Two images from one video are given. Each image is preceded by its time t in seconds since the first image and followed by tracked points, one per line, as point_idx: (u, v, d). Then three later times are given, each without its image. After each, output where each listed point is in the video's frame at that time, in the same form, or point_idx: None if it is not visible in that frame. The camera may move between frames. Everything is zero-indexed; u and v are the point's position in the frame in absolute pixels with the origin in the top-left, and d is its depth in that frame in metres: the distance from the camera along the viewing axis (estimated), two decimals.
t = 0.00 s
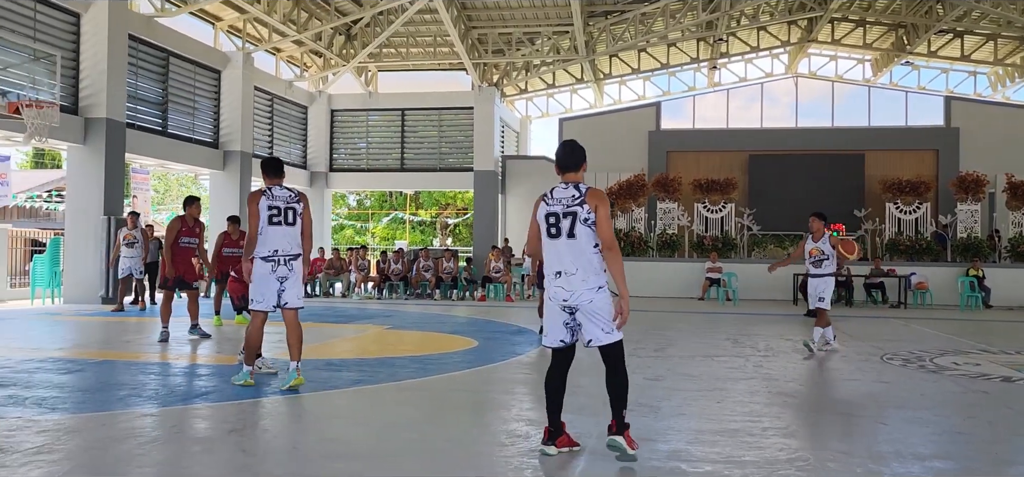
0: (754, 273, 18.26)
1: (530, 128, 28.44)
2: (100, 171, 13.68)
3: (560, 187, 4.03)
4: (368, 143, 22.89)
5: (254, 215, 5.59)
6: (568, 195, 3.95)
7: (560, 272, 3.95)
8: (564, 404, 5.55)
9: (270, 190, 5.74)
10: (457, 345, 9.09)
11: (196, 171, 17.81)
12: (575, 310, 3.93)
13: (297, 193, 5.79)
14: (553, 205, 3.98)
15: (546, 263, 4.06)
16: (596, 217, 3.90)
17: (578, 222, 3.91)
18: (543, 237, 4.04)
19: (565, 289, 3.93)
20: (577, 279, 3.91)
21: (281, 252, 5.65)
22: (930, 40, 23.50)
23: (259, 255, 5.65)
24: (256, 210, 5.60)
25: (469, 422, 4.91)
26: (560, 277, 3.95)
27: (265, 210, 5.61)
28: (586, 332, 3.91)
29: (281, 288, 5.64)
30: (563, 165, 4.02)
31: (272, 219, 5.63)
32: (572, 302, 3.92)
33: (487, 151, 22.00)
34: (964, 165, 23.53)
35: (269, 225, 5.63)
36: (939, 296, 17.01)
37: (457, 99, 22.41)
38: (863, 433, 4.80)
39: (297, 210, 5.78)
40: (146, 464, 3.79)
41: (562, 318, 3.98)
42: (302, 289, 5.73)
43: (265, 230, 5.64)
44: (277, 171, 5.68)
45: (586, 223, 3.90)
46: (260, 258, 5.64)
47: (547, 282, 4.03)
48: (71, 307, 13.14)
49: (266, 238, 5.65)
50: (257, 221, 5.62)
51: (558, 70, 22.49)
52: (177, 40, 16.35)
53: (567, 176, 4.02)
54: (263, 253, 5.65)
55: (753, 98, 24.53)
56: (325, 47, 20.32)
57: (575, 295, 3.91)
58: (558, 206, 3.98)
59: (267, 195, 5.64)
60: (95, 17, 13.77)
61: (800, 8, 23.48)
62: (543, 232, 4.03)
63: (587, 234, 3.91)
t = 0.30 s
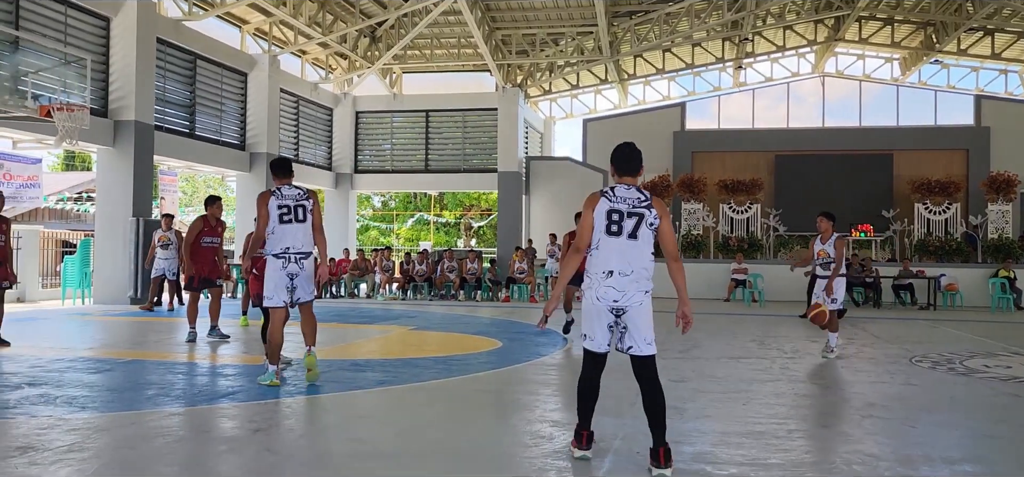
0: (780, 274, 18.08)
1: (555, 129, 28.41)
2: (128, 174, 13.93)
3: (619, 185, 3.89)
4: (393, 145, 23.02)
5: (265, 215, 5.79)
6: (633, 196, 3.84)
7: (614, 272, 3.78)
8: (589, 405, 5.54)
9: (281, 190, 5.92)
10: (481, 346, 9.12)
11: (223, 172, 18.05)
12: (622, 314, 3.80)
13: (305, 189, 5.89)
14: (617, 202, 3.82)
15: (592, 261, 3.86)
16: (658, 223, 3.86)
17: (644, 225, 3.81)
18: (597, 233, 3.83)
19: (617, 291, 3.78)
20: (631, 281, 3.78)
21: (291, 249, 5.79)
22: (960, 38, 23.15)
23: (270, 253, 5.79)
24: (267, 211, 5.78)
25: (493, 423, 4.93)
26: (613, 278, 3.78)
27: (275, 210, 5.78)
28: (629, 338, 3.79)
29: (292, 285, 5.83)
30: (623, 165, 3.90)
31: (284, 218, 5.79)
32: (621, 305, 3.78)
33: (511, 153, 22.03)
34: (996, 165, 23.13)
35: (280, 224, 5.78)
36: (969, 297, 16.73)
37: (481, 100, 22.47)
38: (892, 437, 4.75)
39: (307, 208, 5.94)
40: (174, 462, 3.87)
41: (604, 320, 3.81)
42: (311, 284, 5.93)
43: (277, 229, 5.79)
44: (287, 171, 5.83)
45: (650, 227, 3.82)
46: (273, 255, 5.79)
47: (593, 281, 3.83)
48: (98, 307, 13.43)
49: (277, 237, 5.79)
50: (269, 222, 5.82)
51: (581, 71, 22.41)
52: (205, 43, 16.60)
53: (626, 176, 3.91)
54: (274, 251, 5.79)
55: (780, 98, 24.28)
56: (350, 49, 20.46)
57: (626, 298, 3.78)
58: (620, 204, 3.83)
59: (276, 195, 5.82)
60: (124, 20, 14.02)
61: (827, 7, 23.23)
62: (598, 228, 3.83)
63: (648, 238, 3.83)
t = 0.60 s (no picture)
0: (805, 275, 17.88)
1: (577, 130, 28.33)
2: (155, 176, 14.12)
3: (632, 185, 3.82)
4: (416, 146, 23.11)
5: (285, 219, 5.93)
6: (649, 196, 3.80)
7: (643, 273, 3.70)
8: (612, 406, 5.52)
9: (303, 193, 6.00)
10: (504, 346, 9.13)
11: (248, 174, 18.24)
12: (647, 317, 3.74)
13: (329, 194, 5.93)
14: (639, 202, 3.74)
15: (618, 263, 3.72)
16: (670, 223, 3.88)
17: (663, 224, 3.79)
18: (622, 234, 3.72)
19: (647, 293, 3.71)
20: (657, 282, 3.74)
21: (313, 251, 5.85)
22: (989, 37, 22.76)
23: (292, 254, 5.86)
24: (290, 213, 5.89)
25: (515, 423, 4.92)
26: (642, 280, 3.70)
27: (298, 212, 5.87)
28: (649, 341, 3.75)
29: (313, 286, 5.86)
30: (631, 164, 3.85)
31: (307, 219, 5.88)
32: (650, 308, 3.72)
33: (533, 154, 22.03)
34: None
35: (302, 226, 5.86)
36: (999, 299, 16.43)
37: (503, 101, 22.50)
38: (919, 440, 4.67)
39: (330, 213, 5.99)
40: (199, 461, 3.91)
41: (631, 325, 3.69)
42: (333, 287, 5.96)
43: (298, 231, 5.88)
44: (313, 175, 5.89)
45: (667, 226, 3.81)
46: (295, 256, 5.85)
47: (622, 283, 3.69)
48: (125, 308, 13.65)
49: (299, 239, 5.87)
50: (291, 225, 5.91)
51: (604, 72, 22.36)
52: (230, 46, 16.79)
53: (634, 175, 3.86)
54: (297, 252, 5.86)
55: (804, 98, 23.97)
56: (373, 51, 20.57)
57: (652, 300, 3.73)
58: (640, 203, 3.76)
59: (300, 199, 5.90)
60: (151, 24, 14.23)
61: (852, 6, 22.97)
62: (624, 229, 3.71)
63: (666, 238, 3.82)
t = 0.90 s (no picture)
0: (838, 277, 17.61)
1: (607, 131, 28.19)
2: (189, 178, 14.38)
3: (607, 191, 3.73)
4: (445, 148, 23.20)
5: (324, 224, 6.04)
6: (626, 201, 3.74)
7: (632, 281, 3.66)
8: (641, 408, 5.50)
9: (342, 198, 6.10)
10: (533, 348, 9.14)
11: (279, 176, 18.47)
12: (632, 324, 3.72)
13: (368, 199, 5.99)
14: (618, 209, 3.67)
15: (609, 273, 3.62)
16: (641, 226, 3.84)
17: (641, 229, 3.76)
18: (610, 244, 3.63)
19: (635, 300, 3.68)
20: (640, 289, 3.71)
21: (352, 254, 5.95)
22: None
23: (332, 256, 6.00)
24: (330, 217, 6.02)
25: (543, 425, 4.92)
26: (632, 287, 3.65)
27: (337, 217, 5.99)
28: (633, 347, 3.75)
29: (351, 288, 5.96)
30: (601, 169, 3.76)
31: (344, 223, 5.98)
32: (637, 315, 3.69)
33: (562, 155, 22.03)
34: None
35: (340, 230, 5.98)
36: None
37: (532, 103, 22.51)
38: (956, 444, 4.57)
39: (368, 218, 6.05)
40: (231, 460, 3.97)
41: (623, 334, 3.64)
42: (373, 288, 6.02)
43: (338, 235, 6.00)
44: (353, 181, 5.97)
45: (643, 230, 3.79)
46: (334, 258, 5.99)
47: (614, 293, 3.61)
48: (160, 308, 13.92)
49: (338, 242, 5.99)
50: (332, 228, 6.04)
51: (634, 73, 22.28)
52: (263, 50, 17.03)
53: (604, 180, 3.77)
54: (337, 255, 5.99)
55: (837, 97, 23.76)
56: (403, 53, 20.70)
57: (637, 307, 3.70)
58: (619, 210, 3.69)
59: (338, 204, 6.01)
60: (184, 28, 14.48)
61: (887, 4, 22.62)
62: (611, 238, 3.63)
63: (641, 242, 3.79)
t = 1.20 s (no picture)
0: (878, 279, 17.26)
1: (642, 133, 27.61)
2: (227, 180, 14.64)
3: (559, 193, 3.77)
4: (480, 150, 23.27)
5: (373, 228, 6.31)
6: (579, 200, 3.73)
7: (594, 276, 3.66)
8: (676, 411, 5.45)
9: (392, 202, 6.31)
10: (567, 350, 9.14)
11: (316, 179, 18.71)
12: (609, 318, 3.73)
13: (415, 206, 6.15)
14: (565, 211, 3.70)
15: (567, 274, 3.67)
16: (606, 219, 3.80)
17: (600, 224, 3.72)
18: (557, 247, 3.69)
19: (603, 294, 3.68)
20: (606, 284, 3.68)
21: (392, 256, 6.13)
22: None
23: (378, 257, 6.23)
24: (377, 220, 6.23)
25: (577, 427, 4.90)
26: (596, 282, 3.66)
27: (383, 220, 6.19)
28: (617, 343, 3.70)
29: (392, 288, 6.13)
30: (556, 170, 3.81)
31: (389, 225, 6.17)
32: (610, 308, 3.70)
33: (596, 156, 21.97)
34: None
35: (384, 233, 6.18)
36: None
37: (566, 105, 22.49)
38: (1000, 450, 4.46)
39: (413, 222, 6.21)
40: (268, 459, 4.04)
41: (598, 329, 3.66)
42: (414, 289, 6.12)
43: (383, 238, 6.20)
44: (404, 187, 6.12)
45: (605, 224, 3.74)
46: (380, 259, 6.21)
47: (578, 292, 3.64)
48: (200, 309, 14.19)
49: (384, 245, 6.20)
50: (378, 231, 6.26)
51: (669, 73, 22.15)
52: (300, 54, 17.30)
53: (562, 181, 3.82)
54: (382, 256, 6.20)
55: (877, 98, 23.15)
56: (437, 56, 20.85)
57: (607, 300, 3.70)
58: (569, 211, 3.71)
59: (386, 207, 6.23)
60: (223, 34, 14.78)
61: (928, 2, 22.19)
62: (557, 241, 3.68)
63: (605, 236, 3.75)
